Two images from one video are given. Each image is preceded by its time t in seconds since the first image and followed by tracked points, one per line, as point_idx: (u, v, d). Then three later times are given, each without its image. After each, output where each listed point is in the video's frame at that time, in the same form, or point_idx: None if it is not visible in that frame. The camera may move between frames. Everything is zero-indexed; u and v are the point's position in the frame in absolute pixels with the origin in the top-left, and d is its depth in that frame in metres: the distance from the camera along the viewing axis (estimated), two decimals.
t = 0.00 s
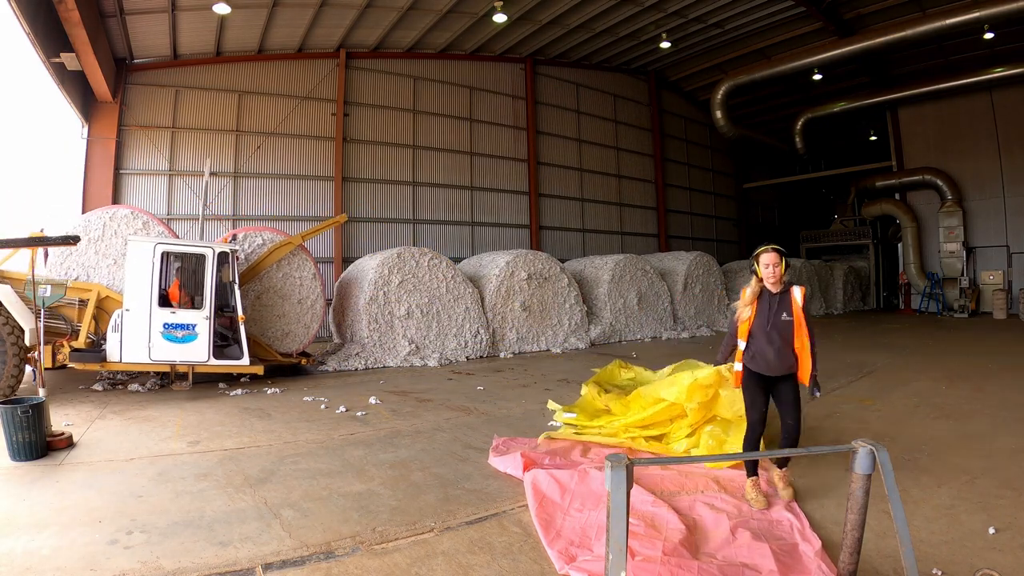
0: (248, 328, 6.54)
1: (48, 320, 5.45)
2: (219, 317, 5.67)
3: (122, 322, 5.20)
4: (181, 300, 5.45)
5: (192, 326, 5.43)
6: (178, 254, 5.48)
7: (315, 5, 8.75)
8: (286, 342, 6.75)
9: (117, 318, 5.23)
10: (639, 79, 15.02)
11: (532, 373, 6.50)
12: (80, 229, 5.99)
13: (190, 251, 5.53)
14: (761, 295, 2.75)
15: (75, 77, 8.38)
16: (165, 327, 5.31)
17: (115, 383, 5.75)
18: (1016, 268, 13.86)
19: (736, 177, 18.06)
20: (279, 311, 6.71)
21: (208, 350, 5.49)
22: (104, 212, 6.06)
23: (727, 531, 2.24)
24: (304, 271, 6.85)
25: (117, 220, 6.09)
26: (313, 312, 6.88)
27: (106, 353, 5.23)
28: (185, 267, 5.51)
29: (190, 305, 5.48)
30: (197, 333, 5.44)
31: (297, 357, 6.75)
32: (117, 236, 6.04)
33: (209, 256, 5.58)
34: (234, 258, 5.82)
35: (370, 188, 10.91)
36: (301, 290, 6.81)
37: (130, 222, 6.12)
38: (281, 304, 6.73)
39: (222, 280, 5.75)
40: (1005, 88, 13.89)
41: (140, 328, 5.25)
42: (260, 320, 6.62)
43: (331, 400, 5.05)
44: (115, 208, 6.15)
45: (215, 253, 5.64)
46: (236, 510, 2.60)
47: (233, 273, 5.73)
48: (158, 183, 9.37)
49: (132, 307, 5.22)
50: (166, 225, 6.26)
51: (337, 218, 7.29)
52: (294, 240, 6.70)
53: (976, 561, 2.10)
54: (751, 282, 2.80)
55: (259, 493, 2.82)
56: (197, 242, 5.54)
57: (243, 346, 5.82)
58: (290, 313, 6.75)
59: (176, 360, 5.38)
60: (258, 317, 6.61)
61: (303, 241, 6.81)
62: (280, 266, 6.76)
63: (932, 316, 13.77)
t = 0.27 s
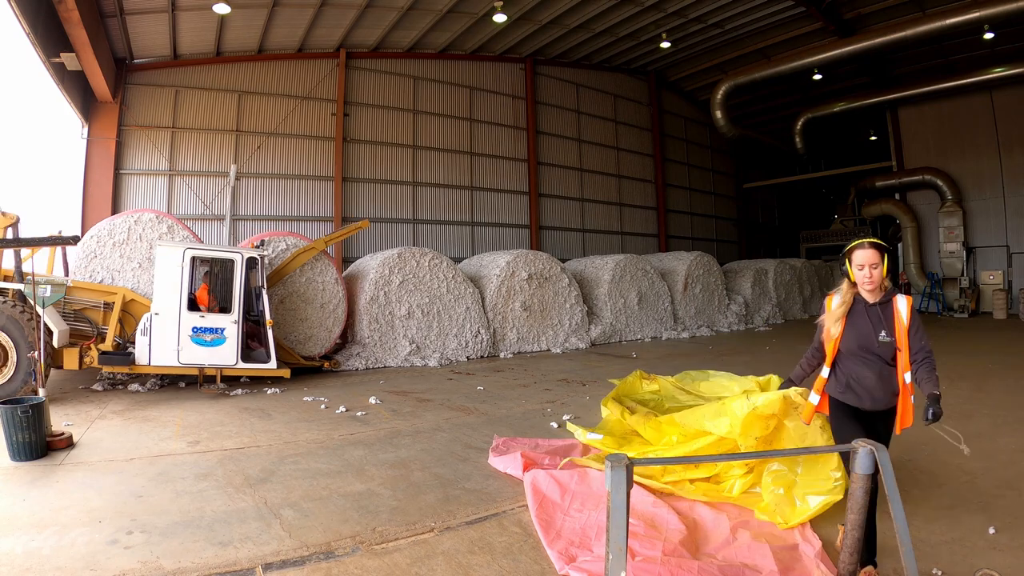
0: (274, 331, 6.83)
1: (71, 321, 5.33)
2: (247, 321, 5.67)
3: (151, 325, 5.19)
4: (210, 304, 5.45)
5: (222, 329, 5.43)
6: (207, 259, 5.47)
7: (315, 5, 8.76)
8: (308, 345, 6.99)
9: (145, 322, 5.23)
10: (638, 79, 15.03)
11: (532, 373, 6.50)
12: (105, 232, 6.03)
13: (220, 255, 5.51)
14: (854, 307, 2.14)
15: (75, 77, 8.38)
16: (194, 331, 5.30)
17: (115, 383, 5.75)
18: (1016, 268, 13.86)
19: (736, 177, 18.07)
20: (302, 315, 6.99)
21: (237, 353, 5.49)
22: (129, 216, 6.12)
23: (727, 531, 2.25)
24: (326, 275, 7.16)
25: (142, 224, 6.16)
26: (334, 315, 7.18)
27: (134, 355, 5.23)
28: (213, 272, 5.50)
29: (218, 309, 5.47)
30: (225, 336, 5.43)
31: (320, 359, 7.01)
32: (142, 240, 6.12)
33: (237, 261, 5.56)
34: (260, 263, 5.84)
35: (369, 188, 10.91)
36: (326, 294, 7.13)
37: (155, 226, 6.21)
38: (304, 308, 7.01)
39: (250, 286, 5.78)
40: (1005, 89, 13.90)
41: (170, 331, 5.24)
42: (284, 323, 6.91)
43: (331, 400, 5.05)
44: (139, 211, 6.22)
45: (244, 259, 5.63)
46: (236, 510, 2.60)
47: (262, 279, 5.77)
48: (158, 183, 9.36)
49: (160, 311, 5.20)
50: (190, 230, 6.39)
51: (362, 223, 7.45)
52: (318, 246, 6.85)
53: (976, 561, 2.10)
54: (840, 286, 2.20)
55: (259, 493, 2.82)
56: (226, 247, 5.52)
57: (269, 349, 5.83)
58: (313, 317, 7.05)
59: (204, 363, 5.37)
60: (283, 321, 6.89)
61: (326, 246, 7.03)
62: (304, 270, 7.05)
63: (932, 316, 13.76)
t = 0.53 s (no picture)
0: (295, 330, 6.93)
1: (93, 321, 5.49)
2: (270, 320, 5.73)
3: (176, 324, 5.26)
4: (234, 303, 5.51)
5: (245, 328, 5.51)
6: (231, 258, 5.52)
7: (315, 5, 8.76)
8: (327, 343, 7.09)
9: (170, 321, 5.29)
10: (638, 79, 15.03)
11: (532, 373, 6.50)
12: (126, 232, 6.18)
13: (244, 255, 5.57)
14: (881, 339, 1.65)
15: (75, 77, 8.37)
16: (219, 329, 5.37)
17: (115, 383, 5.75)
18: (1016, 268, 13.86)
19: (736, 177, 18.07)
20: (321, 314, 7.10)
21: (260, 352, 5.57)
22: (150, 216, 6.26)
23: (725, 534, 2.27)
24: (344, 275, 7.30)
25: (163, 224, 6.30)
26: (352, 313, 7.29)
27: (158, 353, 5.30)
28: (237, 271, 5.54)
29: (242, 308, 5.53)
30: (249, 335, 5.51)
31: (338, 358, 7.09)
32: (163, 240, 6.25)
33: (262, 261, 5.61)
34: (284, 262, 5.90)
35: (370, 188, 10.92)
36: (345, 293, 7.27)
37: (176, 226, 6.34)
38: (322, 307, 7.12)
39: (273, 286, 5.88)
40: (1005, 89, 13.89)
41: (194, 330, 5.31)
42: (304, 322, 7.01)
43: (331, 400, 5.05)
44: (161, 212, 6.36)
45: (268, 258, 5.68)
46: (236, 510, 2.60)
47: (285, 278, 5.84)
48: (158, 183, 9.36)
49: (185, 310, 5.26)
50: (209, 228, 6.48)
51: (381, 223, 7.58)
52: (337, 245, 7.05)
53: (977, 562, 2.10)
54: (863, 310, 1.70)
55: (259, 493, 2.82)
56: (250, 247, 5.57)
57: (291, 347, 5.90)
58: (331, 316, 7.15)
59: (228, 362, 5.44)
60: (303, 319, 7.00)
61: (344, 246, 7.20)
62: (323, 270, 7.18)
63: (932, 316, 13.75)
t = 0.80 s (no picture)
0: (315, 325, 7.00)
1: (114, 316, 5.55)
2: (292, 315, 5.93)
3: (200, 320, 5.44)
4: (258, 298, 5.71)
5: (268, 323, 5.70)
6: (254, 255, 5.71)
7: (315, 5, 8.76)
8: (345, 338, 7.19)
9: (195, 316, 5.48)
10: (638, 79, 15.03)
11: (532, 373, 6.50)
12: (145, 229, 6.39)
13: (267, 251, 5.76)
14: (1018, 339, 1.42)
15: (75, 77, 8.36)
16: (242, 325, 5.56)
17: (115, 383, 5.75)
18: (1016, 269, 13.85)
19: (736, 177, 18.07)
20: (339, 309, 7.18)
21: (283, 346, 5.77)
22: (170, 213, 6.50)
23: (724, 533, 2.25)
24: (361, 270, 7.37)
25: (182, 220, 6.56)
26: (369, 309, 7.36)
27: (184, 348, 5.49)
28: (260, 267, 5.74)
29: (264, 303, 5.72)
30: (272, 330, 5.71)
31: (356, 352, 7.17)
32: (183, 236, 6.51)
33: (284, 257, 5.81)
34: (305, 258, 6.08)
35: (370, 188, 10.92)
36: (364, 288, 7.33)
37: (194, 222, 6.59)
38: (340, 302, 7.20)
39: (295, 281, 6.02)
40: (1005, 89, 13.89)
41: (219, 325, 5.50)
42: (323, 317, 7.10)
43: (331, 400, 5.05)
44: (179, 208, 6.58)
45: (290, 255, 5.88)
46: (236, 510, 2.60)
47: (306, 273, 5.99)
48: (158, 183, 9.36)
49: (209, 306, 5.45)
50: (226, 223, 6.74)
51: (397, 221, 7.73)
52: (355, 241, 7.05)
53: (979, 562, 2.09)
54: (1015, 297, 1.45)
55: (259, 493, 2.82)
56: (273, 244, 5.77)
57: (313, 342, 6.10)
58: (348, 311, 7.23)
59: (251, 356, 5.64)
60: (323, 314, 7.09)
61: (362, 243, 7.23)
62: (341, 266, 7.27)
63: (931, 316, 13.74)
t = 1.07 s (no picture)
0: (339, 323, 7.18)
1: (145, 314, 5.71)
2: (322, 313, 6.09)
3: (234, 317, 5.55)
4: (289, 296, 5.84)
5: (299, 321, 5.85)
6: (286, 253, 5.85)
7: (315, 5, 8.75)
8: (369, 335, 7.36)
9: (228, 313, 5.57)
10: (638, 79, 15.03)
11: (532, 373, 6.51)
12: (174, 229, 7.02)
13: (298, 251, 5.90)
14: None
15: (75, 77, 8.36)
16: (275, 322, 5.70)
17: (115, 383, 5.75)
18: (1016, 268, 13.84)
19: (736, 177, 18.07)
20: (361, 307, 7.34)
21: (314, 343, 5.93)
22: (197, 214, 7.17)
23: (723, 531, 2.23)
24: (381, 268, 7.54)
25: (208, 220, 7.22)
26: (389, 306, 7.52)
27: (217, 345, 5.59)
28: (292, 265, 5.87)
29: (296, 302, 5.86)
30: (304, 328, 5.86)
31: (379, 349, 7.32)
32: (209, 234, 7.16)
33: (316, 256, 5.97)
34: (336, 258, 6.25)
35: (370, 188, 10.91)
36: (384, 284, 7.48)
37: (220, 222, 7.27)
38: (363, 300, 7.37)
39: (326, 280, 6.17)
40: (1005, 89, 13.89)
41: (252, 323, 5.62)
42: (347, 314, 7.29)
43: (331, 400, 5.05)
44: (204, 210, 7.25)
45: (322, 254, 6.04)
46: (236, 510, 2.60)
47: (337, 272, 6.18)
48: (158, 183, 9.36)
49: (243, 304, 5.57)
50: (251, 223, 7.47)
51: (421, 221, 7.94)
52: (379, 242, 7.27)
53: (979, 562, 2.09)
54: None
55: (259, 493, 2.82)
56: (305, 243, 5.92)
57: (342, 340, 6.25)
58: (371, 308, 7.40)
59: (282, 353, 5.78)
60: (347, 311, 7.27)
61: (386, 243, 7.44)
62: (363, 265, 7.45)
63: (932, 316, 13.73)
